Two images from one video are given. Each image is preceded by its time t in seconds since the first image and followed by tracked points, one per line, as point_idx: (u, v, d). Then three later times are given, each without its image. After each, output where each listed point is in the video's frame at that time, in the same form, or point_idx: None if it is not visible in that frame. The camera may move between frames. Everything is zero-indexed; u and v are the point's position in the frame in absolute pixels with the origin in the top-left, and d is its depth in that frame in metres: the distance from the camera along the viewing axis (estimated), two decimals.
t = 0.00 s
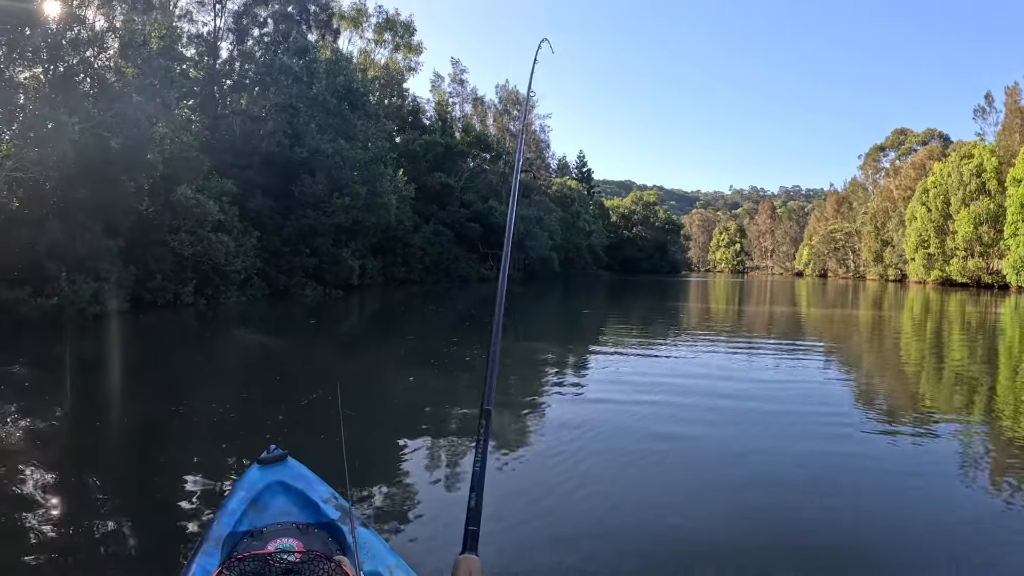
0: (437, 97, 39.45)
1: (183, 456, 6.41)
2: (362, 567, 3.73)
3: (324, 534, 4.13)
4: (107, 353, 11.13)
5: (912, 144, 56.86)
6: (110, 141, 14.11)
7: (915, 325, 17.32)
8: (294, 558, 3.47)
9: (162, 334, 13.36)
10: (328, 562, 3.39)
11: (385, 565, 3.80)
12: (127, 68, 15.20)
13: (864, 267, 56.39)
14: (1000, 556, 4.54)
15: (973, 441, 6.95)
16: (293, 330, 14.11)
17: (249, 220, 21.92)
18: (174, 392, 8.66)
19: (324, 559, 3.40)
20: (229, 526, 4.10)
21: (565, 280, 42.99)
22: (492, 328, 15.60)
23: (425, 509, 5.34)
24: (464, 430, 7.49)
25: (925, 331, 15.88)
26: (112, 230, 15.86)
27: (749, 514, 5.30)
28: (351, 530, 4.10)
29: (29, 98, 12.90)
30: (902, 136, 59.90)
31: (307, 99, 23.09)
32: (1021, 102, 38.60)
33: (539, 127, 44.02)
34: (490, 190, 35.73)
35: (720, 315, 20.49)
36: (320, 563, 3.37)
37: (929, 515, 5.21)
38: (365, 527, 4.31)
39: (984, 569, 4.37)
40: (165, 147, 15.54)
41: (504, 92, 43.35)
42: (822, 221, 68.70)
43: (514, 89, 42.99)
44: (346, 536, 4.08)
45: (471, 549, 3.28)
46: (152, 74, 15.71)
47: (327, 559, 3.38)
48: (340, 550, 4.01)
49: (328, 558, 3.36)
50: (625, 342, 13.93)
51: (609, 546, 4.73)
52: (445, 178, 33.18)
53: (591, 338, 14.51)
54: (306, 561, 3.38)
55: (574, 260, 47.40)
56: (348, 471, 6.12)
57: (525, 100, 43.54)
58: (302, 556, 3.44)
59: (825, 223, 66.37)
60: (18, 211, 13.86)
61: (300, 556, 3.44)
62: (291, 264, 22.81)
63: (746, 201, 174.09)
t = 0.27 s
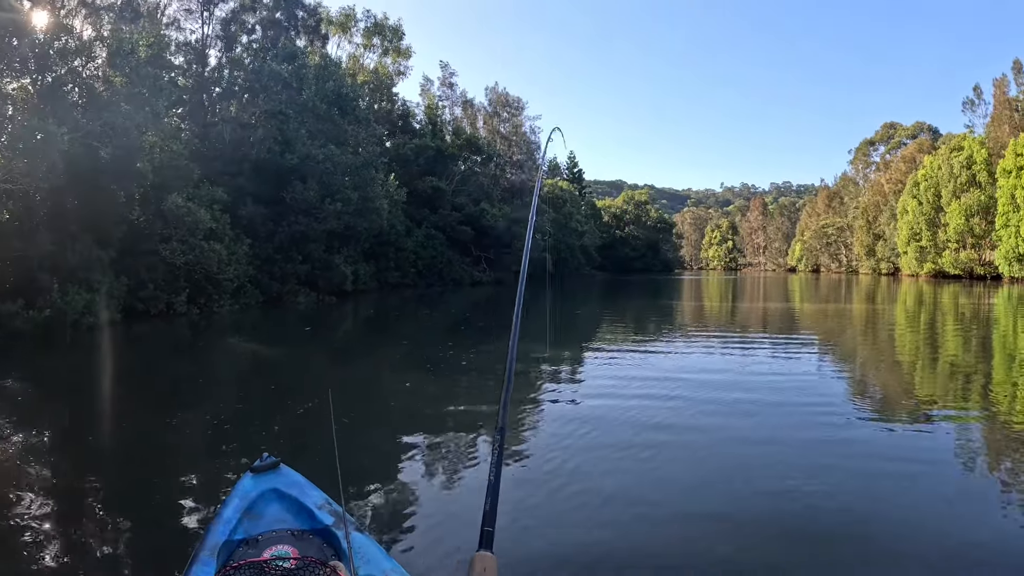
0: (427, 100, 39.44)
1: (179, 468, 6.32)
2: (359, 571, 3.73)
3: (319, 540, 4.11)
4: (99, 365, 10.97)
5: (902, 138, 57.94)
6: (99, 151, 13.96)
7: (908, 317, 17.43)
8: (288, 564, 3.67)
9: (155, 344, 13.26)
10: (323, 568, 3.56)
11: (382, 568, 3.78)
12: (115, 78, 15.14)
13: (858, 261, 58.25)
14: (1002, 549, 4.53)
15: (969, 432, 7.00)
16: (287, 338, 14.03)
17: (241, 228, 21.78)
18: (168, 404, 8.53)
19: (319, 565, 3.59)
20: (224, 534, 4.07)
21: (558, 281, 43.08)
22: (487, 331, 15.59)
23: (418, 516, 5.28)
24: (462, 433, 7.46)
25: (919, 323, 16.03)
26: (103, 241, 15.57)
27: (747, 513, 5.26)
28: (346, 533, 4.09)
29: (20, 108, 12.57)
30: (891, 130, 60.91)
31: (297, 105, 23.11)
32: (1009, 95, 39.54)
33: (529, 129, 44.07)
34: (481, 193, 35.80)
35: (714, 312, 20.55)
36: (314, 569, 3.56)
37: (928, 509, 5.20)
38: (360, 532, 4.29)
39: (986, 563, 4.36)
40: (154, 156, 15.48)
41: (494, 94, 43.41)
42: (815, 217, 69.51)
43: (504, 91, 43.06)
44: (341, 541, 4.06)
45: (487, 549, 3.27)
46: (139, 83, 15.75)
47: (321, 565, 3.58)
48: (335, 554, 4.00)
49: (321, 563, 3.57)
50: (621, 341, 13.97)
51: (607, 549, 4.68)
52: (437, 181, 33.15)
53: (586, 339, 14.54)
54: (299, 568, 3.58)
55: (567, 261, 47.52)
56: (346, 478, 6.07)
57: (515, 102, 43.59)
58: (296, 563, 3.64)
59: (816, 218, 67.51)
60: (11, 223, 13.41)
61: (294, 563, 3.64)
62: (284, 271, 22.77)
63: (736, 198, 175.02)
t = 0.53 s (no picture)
0: (417, 104, 39.42)
1: (176, 480, 6.18)
2: None
3: (316, 545, 4.09)
4: (92, 376, 10.79)
5: (892, 132, 58.68)
6: (89, 160, 13.77)
7: (902, 311, 17.50)
8: (286, 570, 3.66)
9: (148, 353, 13.16)
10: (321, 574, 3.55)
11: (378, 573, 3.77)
12: (104, 86, 14.99)
13: (851, 256, 58.98)
14: (1003, 540, 4.52)
15: (966, 423, 7.03)
16: (282, 344, 13.94)
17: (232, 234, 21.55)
18: (164, 415, 8.38)
19: (317, 571, 3.58)
20: (221, 541, 4.05)
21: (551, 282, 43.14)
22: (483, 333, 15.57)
23: (415, 521, 5.22)
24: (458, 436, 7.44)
25: (912, 316, 16.12)
26: (94, 250, 15.29)
27: (747, 509, 5.24)
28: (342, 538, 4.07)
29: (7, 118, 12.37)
30: (881, 124, 61.56)
31: (287, 111, 23.07)
32: (998, 88, 39.98)
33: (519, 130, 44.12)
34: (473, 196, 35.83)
35: (708, 310, 20.58)
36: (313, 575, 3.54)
37: (928, 502, 5.19)
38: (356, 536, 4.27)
39: (988, 555, 4.34)
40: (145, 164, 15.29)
41: (483, 96, 43.43)
42: (806, 213, 69.95)
43: (494, 93, 43.04)
44: (337, 546, 4.04)
45: (450, 535, 3.36)
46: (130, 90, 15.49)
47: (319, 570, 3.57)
48: (332, 559, 3.98)
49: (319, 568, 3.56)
50: (616, 341, 13.98)
51: (607, 549, 4.63)
52: (428, 184, 33.09)
53: (581, 339, 14.55)
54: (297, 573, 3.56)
55: (560, 262, 47.60)
56: (343, 483, 6.01)
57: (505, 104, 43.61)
58: (294, 568, 3.63)
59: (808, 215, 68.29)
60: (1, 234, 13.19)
61: (291, 568, 3.63)
62: (277, 278, 22.61)
63: (727, 196, 175.85)
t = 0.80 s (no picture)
0: (408, 107, 39.38)
1: (173, 491, 6.07)
2: None
3: (314, 550, 4.07)
4: (88, 387, 10.64)
5: (883, 127, 59.33)
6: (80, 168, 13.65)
7: (896, 306, 17.57)
8: None
9: (143, 361, 13.09)
10: None
11: None
12: (94, 92, 14.91)
13: (844, 251, 59.43)
14: (1004, 533, 4.51)
15: (962, 415, 7.05)
16: (278, 350, 13.90)
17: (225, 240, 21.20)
18: (160, 423, 8.33)
19: None
20: (218, 548, 4.02)
21: (546, 283, 43.18)
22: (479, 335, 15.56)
23: (412, 526, 5.18)
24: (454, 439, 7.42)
25: (907, 310, 16.24)
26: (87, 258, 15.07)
27: (747, 508, 5.22)
28: (340, 543, 4.05)
29: None
30: (871, 120, 62.18)
31: (278, 115, 23.02)
32: (987, 81, 40.33)
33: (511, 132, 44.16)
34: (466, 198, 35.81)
35: (703, 308, 20.62)
36: None
37: (927, 496, 5.18)
38: (354, 540, 4.26)
39: (989, 548, 4.33)
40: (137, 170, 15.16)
41: (475, 98, 43.45)
42: (799, 210, 70.47)
43: (485, 95, 43.07)
44: (335, 551, 4.02)
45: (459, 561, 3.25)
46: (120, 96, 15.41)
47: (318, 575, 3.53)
48: (330, 565, 3.96)
49: None
50: (611, 340, 14.02)
51: (607, 551, 4.60)
52: (421, 187, 33.04)
53: (576, 339, 14.60)
54: None
55: (554, 262, 47.71)
56: (340, 489, 5.96)
57: (496, 105, 43.66)
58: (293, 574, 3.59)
59: (802, 211, 69.00)
60: None
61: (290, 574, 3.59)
62: (272, 283, 22.46)
63: (719, 194, 176.75)
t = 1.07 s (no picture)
0: (399, 109, 39.34)
1: (171, 501, 5.97)
2: None
3: (311, 556, 4.04)
4: (82, 396, 10.50)
5: (874, 123, 59.81)
6: (71, 175, 13.49)
7: (890, 300, 17.66)
8: None
9: (137, 369, 13.00)
10: None
11: None
12: (84, 99, 14.71)
13: (837, 247, 59.81)
14: (1005, 526, 4.51)
15: (959, 409, 7.07)
16: (273, 355, 13.83)
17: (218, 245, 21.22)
18: (156, 431, 8.30)
19: None
20: (214, 558, 4.01)
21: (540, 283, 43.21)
22: (474, 337, 15.54)
23: (410, 531, 5.13)
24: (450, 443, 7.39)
25: (902, 304, 16.35)
26: (79, 266, 14.89)
27: (748, 504, 5.22)
28: (337, 548, 4.03)
29: None
30: (862, 116, 62.77)
31: (269, 119, 22.90)
32: (978, 75, 40.63)
33: (502, 133, 44.19)
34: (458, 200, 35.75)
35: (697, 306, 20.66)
36: None
37: (927, 491, 5.18)
38: (352, 546, 4.23)
39: (991, 543, 4.32)
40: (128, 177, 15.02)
41: (466, 99, 43.46)
42: (791, 206, 70.85)
43: (477, 97, 43.05)
44: (333, 557, 3.99)
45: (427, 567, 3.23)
46: (110, 102, 15.21)
47: None
48: (328, 571, 3.93)
49: None
50: (607, 340, 14.04)
51: (608, 553, 4.56)
52: (413, 190, 32.97)
53: (572, 339, 14.60)
54: None
55: (548, 263, 47.75)
56: (337, 495, 5.90)
57: (488, 107, 43.67)
58: None
59: (794, 208, 69.42)
60: None
61: None
62: (265, 288, 22.33)
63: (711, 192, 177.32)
